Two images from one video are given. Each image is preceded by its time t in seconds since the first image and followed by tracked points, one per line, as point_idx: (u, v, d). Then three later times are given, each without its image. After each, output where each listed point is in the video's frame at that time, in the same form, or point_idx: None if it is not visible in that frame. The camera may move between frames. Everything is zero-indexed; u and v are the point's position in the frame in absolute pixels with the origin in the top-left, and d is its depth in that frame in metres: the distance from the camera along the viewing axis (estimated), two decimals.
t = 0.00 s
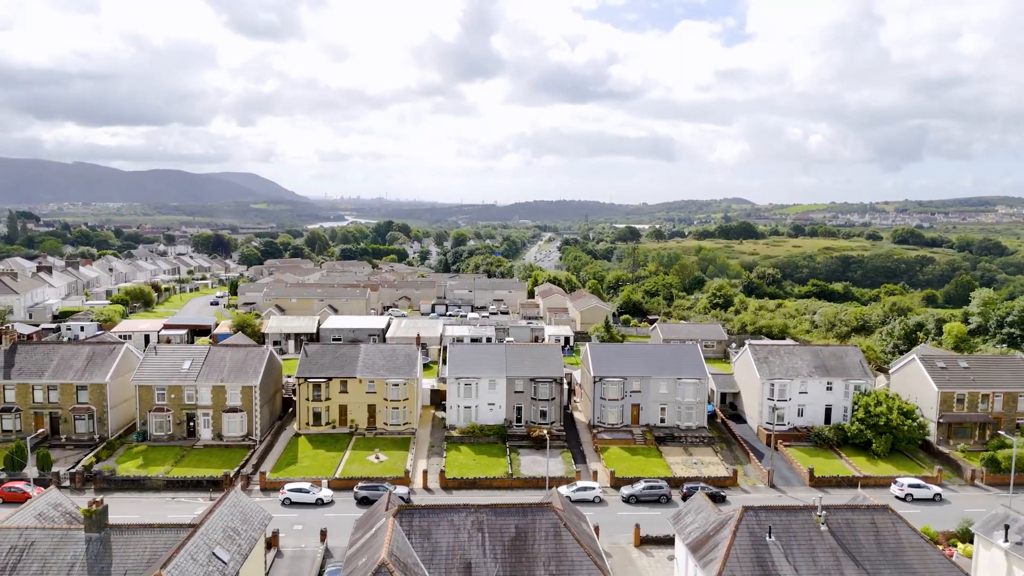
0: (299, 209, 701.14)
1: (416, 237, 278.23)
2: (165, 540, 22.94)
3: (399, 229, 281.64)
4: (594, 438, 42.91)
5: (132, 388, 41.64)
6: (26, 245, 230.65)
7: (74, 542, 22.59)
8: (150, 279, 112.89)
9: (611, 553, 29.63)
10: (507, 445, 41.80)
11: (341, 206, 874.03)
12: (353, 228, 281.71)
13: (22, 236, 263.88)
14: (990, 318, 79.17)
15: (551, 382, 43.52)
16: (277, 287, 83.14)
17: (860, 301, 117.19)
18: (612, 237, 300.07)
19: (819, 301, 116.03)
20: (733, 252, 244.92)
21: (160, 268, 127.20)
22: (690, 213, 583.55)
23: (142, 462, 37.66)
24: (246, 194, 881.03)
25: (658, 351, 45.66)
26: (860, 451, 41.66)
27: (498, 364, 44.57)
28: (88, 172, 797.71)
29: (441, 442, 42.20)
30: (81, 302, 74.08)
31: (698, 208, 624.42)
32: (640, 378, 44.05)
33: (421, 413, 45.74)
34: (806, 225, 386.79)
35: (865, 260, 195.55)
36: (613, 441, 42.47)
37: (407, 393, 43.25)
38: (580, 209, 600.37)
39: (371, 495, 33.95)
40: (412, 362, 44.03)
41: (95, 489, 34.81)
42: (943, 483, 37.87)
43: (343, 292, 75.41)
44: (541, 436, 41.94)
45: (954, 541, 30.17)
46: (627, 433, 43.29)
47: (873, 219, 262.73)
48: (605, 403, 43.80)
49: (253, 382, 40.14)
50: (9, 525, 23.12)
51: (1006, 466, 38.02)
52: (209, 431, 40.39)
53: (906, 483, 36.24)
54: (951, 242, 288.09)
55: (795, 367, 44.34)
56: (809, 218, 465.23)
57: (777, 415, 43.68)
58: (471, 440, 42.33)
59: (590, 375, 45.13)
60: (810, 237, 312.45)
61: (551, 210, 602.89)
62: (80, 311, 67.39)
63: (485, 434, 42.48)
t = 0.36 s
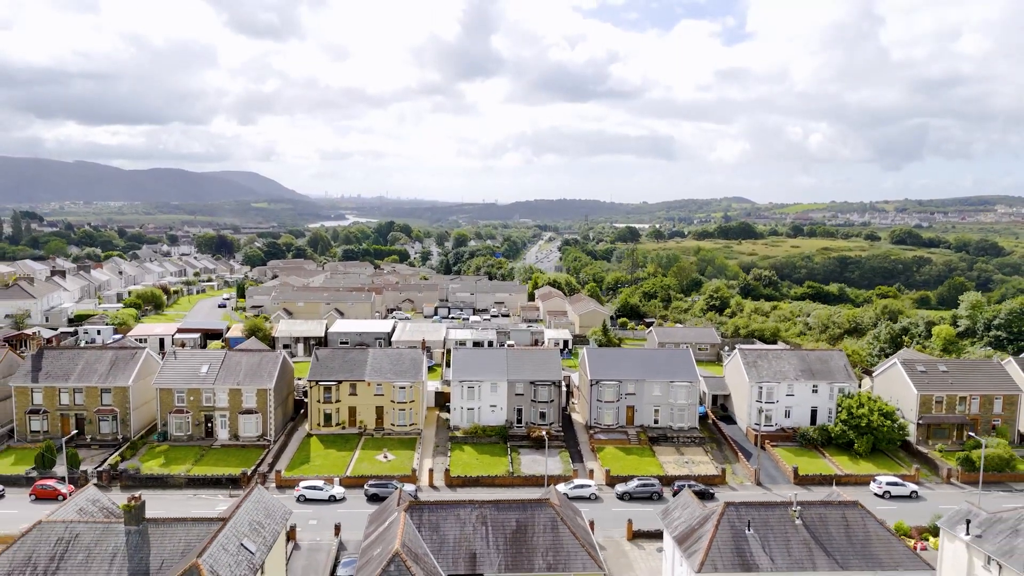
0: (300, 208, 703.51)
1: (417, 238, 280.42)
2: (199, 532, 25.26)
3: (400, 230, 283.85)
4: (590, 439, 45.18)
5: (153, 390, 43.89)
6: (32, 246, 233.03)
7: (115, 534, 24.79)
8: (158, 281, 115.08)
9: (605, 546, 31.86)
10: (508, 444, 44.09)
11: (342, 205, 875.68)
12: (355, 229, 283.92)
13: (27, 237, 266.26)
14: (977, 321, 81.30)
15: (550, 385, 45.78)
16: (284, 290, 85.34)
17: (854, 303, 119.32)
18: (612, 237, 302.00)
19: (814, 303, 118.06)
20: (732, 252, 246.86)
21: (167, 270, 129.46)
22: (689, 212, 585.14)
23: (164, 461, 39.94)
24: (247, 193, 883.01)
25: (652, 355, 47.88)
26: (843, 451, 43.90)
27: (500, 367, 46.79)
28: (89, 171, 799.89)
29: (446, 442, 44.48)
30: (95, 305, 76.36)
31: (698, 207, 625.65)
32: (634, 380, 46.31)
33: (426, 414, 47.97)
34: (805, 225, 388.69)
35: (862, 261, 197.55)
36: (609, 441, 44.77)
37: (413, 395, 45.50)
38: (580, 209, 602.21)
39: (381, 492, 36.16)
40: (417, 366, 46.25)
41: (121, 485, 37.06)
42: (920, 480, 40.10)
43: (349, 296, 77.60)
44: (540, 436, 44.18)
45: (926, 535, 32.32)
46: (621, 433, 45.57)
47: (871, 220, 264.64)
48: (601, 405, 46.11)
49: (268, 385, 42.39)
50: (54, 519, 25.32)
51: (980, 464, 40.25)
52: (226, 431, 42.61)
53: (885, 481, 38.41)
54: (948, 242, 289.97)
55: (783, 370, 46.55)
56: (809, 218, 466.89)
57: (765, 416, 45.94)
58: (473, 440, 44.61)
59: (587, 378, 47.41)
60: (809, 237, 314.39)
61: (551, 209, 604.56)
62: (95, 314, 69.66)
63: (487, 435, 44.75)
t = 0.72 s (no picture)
0: (300, 202, 705.38)
1: (418, 234, 282.61)
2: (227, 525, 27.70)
3: (401, 225, 286.20)
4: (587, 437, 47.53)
5: (172, 391, 46.21)
6: (36, 242, 235.40)
7: (150, 527, 27.21)
8: (165, 279, 117.38)
9: (599, 538, 34.21)
10: (509, 442, 46.44)
11: (342, 199, 877.16)
12: (357, 224, 286.23)
13: (31, 232, 268.84)
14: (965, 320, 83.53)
15: (549, 386, 48.06)
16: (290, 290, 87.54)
17: (848, 301, 121.73)
18: (611, 232, 304.04)
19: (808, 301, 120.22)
20: (731, 248, 249.05)
21: (173, 268, 131.72)
22: (689, 207, 586.94)
23: (184, 458, 42.27)
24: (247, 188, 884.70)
25: (646, 357, 50.11)
26: (827, 448, 46.20)
27: (501, 369, 49.05)
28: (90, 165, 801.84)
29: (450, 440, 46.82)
30: (108, 305, 78.67)
31: (698, 201, 627.36)
32: (629, 381, 48.60)
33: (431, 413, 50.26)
34: (804, 220, 390.52)
35: (859, 257, 199.75)
36: (605, 438, 47.12)
37: (418, 395, 47.81)
38: (580, 203, 604.04)
39: (389, 487, 38.49)
40: (422, 368, 48.54)
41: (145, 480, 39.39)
42: (898, 476, 42.37)
43: (354, 296, 79.81)
44: (540, 435, 46.53)
45: (899, 528, 34.65)
46: (617, 432, 47.92)
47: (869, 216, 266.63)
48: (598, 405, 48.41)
49: (281, 386, 44.68)
50: (94, 514, 27.74)
51: (955, 461, 42.55)
52: (242, 430, 44.90)
53: (864, 477, 40.67)
54: (946, 238, 292.09)
55: (771, 371, 48.80)
56: (808, 213, 468.61)
57: (754, 415, 48.27)
58: (476, 438, 46.93)
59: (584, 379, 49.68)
60: (807, 232, 316.53)
61: (551, 203, 606.21)
62: (108, 315, 71.97)
63: (489, 433, 47.10)
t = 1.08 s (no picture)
0: (301, 196, 707.05)
1: (419, 229, 284.94)
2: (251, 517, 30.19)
3: (402, 221, 288.39)
4: (584, 434, 50.00)
5: (190, 390, 48.65)
6: (42, 238, 237.74)
7: (181, 519, 29.71)
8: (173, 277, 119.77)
9: (594, 530, 36.73)
10: (510, 440, 48.91)
11: (343, 193, 878.45)
12: (358, 220, 288.40)
13: (35, 228, 271.64)
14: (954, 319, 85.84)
15: (548, 386, 50.50)
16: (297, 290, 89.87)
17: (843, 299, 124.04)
18: (612, 227, 306.15)
19: (803, 299, 122.52)
20: (730, 244, 251.22)
21: (179, 266, 134.05)
22: (689, 200, 588.64)
23: (204, 454, 44.78)
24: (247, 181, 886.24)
25: (642, 357, 52.49)
26: (812, 445, 48.66)
27: (502, 369, 51.42)
28: (90, 158, 803.39)
29: (453, 437, 49.34)
30: (121, 305, 81.13)
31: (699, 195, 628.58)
32: (624, 381, 51.07)
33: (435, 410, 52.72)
34: (803, 215, 392.14)
35: (857, 253, 201.83)
36: (601, 435, 49.66)
37: (423, 395, 50.26)
38: (580, 197, 605.85)
39: (398, 482, 40.99)
40: (427, 368, 50.97)
41: (167, 475, 41.86)
42: (878, 472, 44.77)
43: (359, 296, 82.14)
44: (539, 432, 49.03)
45: (875, 521, 37.14)
46: (612, 429, 50.42)
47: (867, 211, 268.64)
48: (595, 404, 50.92)
49: (294, 386, 47.08)
50: (129, 507, 30.25)
51: (931, 458, 44.97)
52: (256, 428, 47.36)
53: (845, 472, 43.03)
54: (944, 233, 294.03)
55: (759, 372, 51.24)
56: (807, 207, 470.34)
57: (743, 413, 50.72)
58: (478, 435, 49.45)
59: (581, 379, 52.12)
60: (806, 227, 318.69)
61: (551, 197, 608.13)
62: (122, 314, 74.39)
63: (491, 431, 49.55)
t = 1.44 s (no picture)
0: (302, 192, 708.94)
1: (420, 226, 287.11)
2: (273, 512, 32.71)
3: (403, 218, 290.62)
4: (581, 433, 52.52)
5: (207, 390, 51.16)
6: (46, 236, 240.10)
7: (209, 513, 32.22)
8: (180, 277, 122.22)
9: (591, 524, 39.27)
10: (511, 438, 51.43)
11: (343, 188, 880.12)
12: (360, 217, 290.51)
13: (39, 225, 274.27)
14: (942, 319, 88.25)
15: (547, 386, 52.99)
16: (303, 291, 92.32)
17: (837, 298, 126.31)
18: (612, 224, 308.12)
19: (798, 298, 124.87)
20: (729, 241, 253.12)
21: (185, 266, 136.45)
22: (689, 196, 590.02)
23: (221, 451, 47.26)
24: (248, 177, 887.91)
25: (637, 359, 54.98)
26: (798, 443, 51.16)
27: (504, 371, 53.89)
28: (91, 154, 805.08)
29: (457, 435, 51.86)
30: (133, 306, 83.60)
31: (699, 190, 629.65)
32: (620, 382, 53.56)
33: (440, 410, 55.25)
34: (802, 211, 393.34)
35: (853, 250, 203.82)
36: (598, 434, 52.20)
37: (428, 395, 52.76)
38: (581, 193, 607.61)
39: (405, 479, 43.51)
40: (432, 369, 53.46)
41: (188, 471, 44.40)
42: (860, 469, 47.27)
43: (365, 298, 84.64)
44: (539, 431, 51.55)
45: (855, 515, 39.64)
46: (608, 428, 52.95)
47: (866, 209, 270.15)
48: (592, 404, 53.43)
49: (306, 387, 49.56)
50: (160, 503, 32.75)
51: (911, 455, 47.45)
52: (270, 427, 49.87)
53: (828, 469, 45.49)
54: (941, 230, 295.51)
55: (749, 373, 53.72)
56: (806, 203, 471.62)
57: (733, 413, 53.20)
58: (481, 434, 51.99)
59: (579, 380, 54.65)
60: (805, 224, 320.36)
61: (551, 192, 610.01)
62: (136, 316, 76.88)
63: (493, 430, 52.07)
